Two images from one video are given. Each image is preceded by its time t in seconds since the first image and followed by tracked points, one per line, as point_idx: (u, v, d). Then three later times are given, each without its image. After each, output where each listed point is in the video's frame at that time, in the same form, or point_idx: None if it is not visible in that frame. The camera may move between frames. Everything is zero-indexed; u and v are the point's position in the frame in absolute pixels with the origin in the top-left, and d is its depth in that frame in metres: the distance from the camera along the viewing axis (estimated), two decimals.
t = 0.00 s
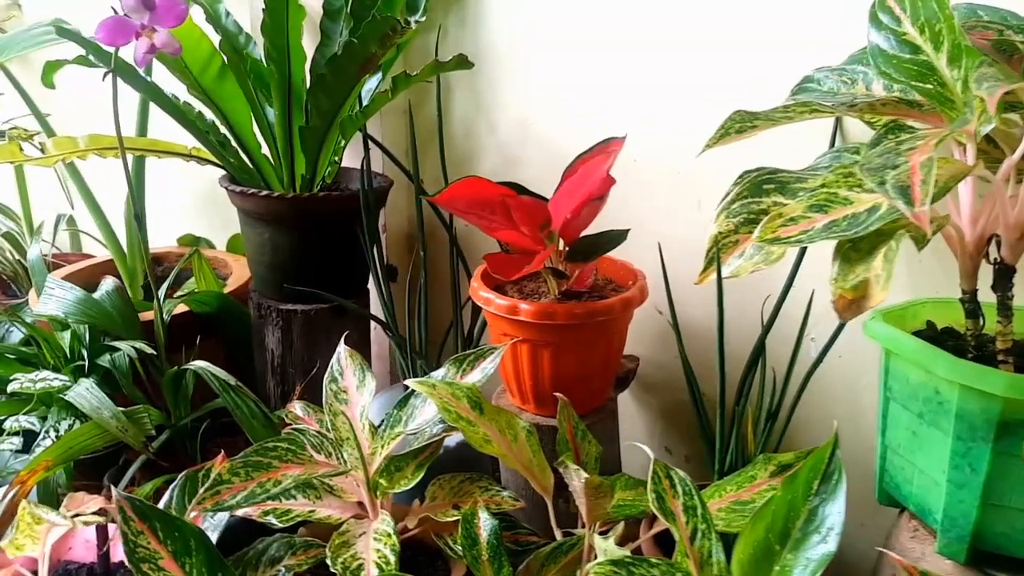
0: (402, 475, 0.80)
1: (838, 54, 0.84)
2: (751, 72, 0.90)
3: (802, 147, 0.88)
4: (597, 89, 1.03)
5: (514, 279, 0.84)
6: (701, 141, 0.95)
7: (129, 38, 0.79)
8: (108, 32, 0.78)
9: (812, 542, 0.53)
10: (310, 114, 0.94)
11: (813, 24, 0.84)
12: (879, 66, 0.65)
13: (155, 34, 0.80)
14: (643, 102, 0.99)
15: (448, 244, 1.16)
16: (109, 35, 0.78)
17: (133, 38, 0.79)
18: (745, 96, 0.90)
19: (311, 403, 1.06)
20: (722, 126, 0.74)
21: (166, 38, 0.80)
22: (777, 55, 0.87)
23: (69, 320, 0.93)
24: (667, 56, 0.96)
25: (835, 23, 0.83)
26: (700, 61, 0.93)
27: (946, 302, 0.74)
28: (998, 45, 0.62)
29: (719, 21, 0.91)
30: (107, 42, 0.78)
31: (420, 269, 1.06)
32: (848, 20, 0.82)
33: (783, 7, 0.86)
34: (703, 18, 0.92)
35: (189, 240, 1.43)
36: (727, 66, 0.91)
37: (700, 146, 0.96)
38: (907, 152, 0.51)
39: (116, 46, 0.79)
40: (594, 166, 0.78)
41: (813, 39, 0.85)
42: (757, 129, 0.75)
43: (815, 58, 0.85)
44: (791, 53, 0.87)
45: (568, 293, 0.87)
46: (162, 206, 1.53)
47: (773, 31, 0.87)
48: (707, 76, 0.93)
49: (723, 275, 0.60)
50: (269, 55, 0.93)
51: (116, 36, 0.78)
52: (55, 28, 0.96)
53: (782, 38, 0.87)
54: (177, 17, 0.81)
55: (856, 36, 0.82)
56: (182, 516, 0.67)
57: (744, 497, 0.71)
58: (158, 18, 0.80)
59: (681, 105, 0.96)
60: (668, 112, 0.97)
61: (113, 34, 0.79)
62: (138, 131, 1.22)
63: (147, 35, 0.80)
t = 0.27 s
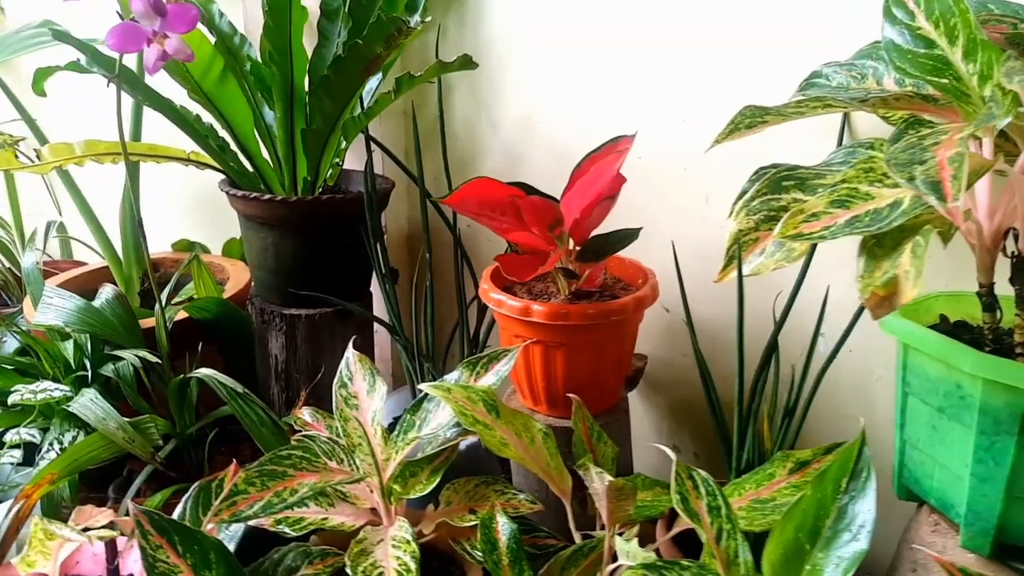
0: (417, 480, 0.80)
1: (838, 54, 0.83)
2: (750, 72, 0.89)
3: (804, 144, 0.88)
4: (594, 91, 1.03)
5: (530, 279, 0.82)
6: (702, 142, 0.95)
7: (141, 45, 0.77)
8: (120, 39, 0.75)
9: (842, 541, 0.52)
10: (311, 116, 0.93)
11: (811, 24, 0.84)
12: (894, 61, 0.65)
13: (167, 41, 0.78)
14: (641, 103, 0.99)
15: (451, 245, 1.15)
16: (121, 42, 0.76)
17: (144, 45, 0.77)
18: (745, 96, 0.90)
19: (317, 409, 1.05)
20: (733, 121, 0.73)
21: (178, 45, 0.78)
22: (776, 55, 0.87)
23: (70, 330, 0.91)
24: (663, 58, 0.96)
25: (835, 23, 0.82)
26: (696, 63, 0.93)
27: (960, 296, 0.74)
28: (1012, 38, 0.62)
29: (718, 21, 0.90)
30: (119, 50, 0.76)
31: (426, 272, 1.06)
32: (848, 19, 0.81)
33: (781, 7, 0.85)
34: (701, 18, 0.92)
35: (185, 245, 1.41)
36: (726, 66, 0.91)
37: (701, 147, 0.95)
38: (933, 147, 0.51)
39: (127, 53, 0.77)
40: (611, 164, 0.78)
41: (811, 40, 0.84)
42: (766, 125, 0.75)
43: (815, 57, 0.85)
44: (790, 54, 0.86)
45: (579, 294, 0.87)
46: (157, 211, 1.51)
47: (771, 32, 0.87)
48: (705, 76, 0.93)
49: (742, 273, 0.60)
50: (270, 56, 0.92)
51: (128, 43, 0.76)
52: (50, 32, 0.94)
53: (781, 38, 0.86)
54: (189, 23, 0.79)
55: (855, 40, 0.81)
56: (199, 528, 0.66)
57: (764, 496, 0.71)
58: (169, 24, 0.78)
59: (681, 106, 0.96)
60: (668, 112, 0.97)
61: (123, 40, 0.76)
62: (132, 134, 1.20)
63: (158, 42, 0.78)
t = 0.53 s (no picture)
0: (438, 486, 0.80)
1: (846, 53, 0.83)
2: (757, 70, 0.88)
3: (814, 144, 0.87)
4: (599, 92, 1.02)
5: (550, 282, 0.83)
6: (709, 142, 0.94)
7: (166, 56, 0.75)
8: (144, 49, 0.74)
9: (879, 544, 0.52)
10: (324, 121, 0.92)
11: (817, 24, 0.83)
12: (917, 61, 0.65)
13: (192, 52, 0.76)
14: (645, 103, 0.98)
15: (461, 248, 1.15)
16: (145, 52, 0.74)
17: (169, 56, 0.75)
18: (752, 96, 0.89)
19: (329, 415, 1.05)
20: (753, 122, 0.72)
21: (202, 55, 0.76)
22: (781, 55, 0.86)
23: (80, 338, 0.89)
24: (665, 57, 0.95)
25: (842, 23, 0.82)
26: (699, 63, 0.92)
27: (981, 295, 0.74)
28: None
29: (722, 20, 0.90)
30: (143, 61, 0.74)
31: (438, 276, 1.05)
32: (856, 20, 0.81)
33: (781, 7, 0.85)
34: (705, 18, 0.91)
35: (189, 250, 1.40)
36: (730, 65, 0.90)
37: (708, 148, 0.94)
38: (968, 147, 0.50)
39: (151, 64, 0.75)
40: (630, 166, 0.78)
41: (818, 40, 0.84)
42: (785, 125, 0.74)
43: (821, 56, 0.84)
44: (797, 53, 0.85)
45: (596, 296, 0.87)
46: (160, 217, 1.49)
47: (776, 31, 0.86)
48: (710, 75, 0.92)
49: (771, 275, 0.60)
50: (282, 59, 0.91)
51: (152, 54, 0.74)
52: (57, 37, 0.92)
53: (787, 38, 0.86)
54: (213, 33, 0.77)
55: (862, 39, 0.81)
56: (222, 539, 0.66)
57: (789, 498, 0.70)
58: (194, 35, 0.76)
59: (686, 105, 0.95)
60: (675, 113, 0.96)
61: (148, 52, 0.74)
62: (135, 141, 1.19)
63: (184, 52, 0.76)
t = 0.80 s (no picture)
0: (457, 493, 0.79)
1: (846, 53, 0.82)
2: (755, 71, 0.88)
3: (820, 146, 0.87)
4: (602, 94, 1.01)
5: (571, 288, 0.83)
6: (715, 144, 0.93)
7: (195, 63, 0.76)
8: (174, 57, 0.75)
9: (912, 553, 0.51)
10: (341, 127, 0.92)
11: (816, 24, 0.83)
12: (942, 66, 0.64)
13: (221, 58, 0.76)
14: (644, 104, 0.98)
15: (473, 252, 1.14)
16: (175, 60, 0.75)
17: (197, 63, 0.76)
18: (754, 97, 0.89)
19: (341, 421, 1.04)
20: (774, 126, 0.72)
21: (231, 62, 0.76)
22: (779, 55, 0.86)
23: (93, 344, 0.89)
24: (660, 58, 0.95)
25: (840, 23, 0.82)
26: (693, 65, 0.93)
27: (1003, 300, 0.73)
28: None
29: (721, 21, 0.90)
30: (173, 68, 0.75)
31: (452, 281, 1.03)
32: (854, 20, 0.81)
33: (790, 7, 0.85)
34: (699, 18, 0.91)
35: (194, 254, 1.38)
36: (729, 66, 0.90)
37: (713, 150, 0.94)
38: (1003, 155, 0.50)
39: (180, 70, 0.76)
40: (650, 171, 0.77)
41: (818, 40, 0.84)
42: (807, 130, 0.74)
43: (819, 56, 0.84)
44: (795, 53, 0.85)
45: (613, 301, 0.86)
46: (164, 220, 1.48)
47: (773, 32, 0.86)
48: (709, 76, 0.92)
49: (799, 280, 0.59)
50: (298, 64, 0.91)
51: (181, 60, 0.75)
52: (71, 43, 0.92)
53: (786, 38, 0.86)
54: (241, 38, 0.76)
55: (861, 40, 0.81)
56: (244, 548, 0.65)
57: (813, 505, 0.70)
58: (222, 41, 0.76)
59: (686, 106, 0.95)
60: (676, 115, 0.96)
61: (178, 57, 0.76)
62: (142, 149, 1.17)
63: (212, 58, 0.76)
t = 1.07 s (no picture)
0: (476, 501, 0.79)
1: (852, 53, 0.82)
2: (760, 71, 0.88)
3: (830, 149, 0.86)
4: (608, 96, 1.01)
5: (590, 296, 0.82)
6: (724, 148, 0.93)
7: (224, 66, 0.77)
8: (203, 61, 0.76)
9: (943, 564, 0.50)
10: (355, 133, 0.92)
11: (824, 24, 0.83)
12: (964, 74, 0.63)
13: (250, 62, 0.77)
14: (649, 104, 0.98)
15: (485, 257, 1.14)
16: (204, 64, 0.76)
17: (226, 66, 0.77)
18: (761, 98, 0.89)
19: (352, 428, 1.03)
20: (793, 133, 0.72)
21: (259, 66, 0.78)
22: (787, 55, 0.86)
23: (105, 351, 0.88)
24: (661, 56, 0.95)
25: (848, 23, 0.82)
26: (700, 66, 0.93)
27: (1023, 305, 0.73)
28: None
29: (728, 21, 0.89)
30: (202, 72, 0.76)
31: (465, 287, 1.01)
32: (862, 19, 0.81)
33: (799, 7, 0.84)
34: (705, 17, 0.91)
35: (201, 258, 1.36)
36: (734, 67, 0.90)
37: (721, 153, 0.94)
38: None
39: (209, 74, 0.77)
40: (670, 177, 0.77)
41: (826, 41, 0.83)
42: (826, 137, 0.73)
43: (826, 56, 0.84)
44: (802, 54, 0.85)
45: (630, 308, 0.86)
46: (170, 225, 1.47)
47: (779, 32, 0.86)
48: (714, 77, 0.92)
49: (825, 287, 0.60)
50: (314, 70, 0.91)
51: (210, 64, 0.76)
52: (86, 50, 0.92)
53: (793, 38, 0.85)
54: (270, 42, 0.78)
55: (868, 40, 0.81)
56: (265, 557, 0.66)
57: (835, 513, 0.70)
58: (250, 44, 0.77)
59: (694, 108, 0.94)
60: (683, 117, 0.95)
61: (206, 60, 0.76)
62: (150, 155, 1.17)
63: (241, 62, 0.77)
